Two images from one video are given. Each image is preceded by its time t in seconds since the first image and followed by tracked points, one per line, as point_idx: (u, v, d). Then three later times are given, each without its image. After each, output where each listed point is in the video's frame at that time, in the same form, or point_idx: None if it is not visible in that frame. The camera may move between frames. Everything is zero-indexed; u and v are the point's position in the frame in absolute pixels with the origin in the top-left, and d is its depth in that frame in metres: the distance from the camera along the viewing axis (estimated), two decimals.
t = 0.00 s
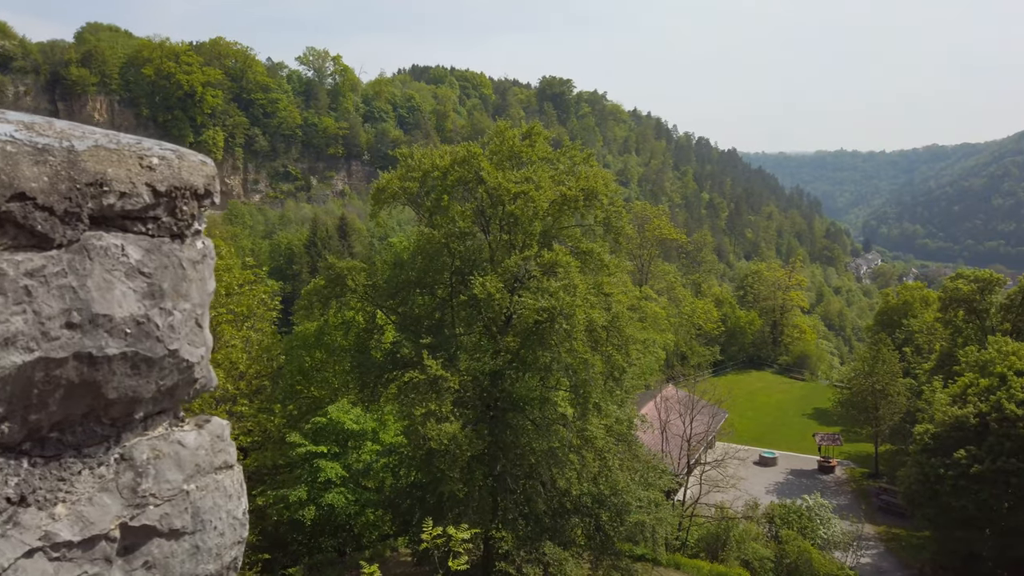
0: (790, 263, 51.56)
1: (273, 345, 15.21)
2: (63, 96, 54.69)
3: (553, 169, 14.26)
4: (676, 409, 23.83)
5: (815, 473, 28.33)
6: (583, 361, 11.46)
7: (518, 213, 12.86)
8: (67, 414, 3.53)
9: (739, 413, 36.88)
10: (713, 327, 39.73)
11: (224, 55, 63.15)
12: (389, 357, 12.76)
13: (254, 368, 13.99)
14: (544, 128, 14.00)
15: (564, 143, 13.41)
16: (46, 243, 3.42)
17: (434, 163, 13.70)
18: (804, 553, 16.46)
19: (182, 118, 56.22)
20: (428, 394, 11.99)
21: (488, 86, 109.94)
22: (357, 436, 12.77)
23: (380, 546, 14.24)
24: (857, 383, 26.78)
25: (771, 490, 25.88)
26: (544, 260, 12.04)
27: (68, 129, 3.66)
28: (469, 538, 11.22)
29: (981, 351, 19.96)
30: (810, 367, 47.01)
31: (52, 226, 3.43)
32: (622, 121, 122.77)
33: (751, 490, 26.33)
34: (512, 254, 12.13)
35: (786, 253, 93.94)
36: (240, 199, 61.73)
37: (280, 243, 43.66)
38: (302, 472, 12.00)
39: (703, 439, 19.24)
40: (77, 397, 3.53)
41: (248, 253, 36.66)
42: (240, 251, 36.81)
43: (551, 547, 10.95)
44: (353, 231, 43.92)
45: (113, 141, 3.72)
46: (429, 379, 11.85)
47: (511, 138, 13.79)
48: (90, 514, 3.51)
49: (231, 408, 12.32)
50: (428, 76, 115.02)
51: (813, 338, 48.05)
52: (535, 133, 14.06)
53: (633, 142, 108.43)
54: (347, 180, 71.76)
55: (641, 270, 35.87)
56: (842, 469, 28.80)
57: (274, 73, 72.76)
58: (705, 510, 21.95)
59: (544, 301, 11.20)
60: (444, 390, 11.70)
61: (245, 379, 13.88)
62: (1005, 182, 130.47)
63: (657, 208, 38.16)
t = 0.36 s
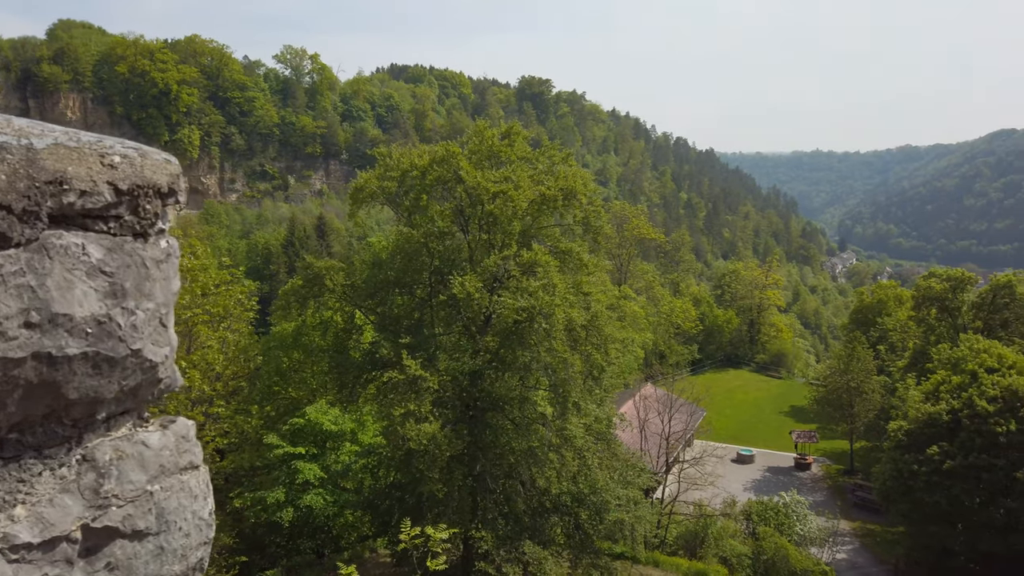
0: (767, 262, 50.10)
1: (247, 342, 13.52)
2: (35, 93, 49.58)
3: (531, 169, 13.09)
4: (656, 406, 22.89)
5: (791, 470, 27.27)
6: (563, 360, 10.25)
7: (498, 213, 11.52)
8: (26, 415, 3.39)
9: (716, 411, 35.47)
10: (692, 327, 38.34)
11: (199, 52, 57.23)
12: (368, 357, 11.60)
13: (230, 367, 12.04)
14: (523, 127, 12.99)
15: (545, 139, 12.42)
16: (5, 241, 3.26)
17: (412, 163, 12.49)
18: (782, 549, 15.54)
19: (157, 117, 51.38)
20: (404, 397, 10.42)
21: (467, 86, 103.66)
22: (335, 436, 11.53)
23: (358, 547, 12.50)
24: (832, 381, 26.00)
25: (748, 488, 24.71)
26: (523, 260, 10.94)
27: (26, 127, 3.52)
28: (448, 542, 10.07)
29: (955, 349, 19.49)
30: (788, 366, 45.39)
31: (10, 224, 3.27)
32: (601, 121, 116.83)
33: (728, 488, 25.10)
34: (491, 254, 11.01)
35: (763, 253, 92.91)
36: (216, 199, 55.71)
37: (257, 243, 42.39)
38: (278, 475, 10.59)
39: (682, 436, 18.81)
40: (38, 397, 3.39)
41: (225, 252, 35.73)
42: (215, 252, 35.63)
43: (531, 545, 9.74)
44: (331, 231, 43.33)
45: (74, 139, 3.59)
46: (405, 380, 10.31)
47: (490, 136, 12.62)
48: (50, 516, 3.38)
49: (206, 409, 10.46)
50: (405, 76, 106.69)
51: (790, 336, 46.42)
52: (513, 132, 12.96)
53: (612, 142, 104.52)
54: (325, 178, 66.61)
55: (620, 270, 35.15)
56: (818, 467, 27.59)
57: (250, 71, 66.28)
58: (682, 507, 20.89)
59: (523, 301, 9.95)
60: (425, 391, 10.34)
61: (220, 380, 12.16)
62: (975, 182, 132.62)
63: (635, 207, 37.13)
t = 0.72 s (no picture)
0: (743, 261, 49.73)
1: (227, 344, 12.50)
2: None
3: (508, 169, 13.06)
4: (632, 403, 22.53)
5: (766, 467, 26.13)
6: (541, 360, 10.22)
7: (475, 213, 11.49)
8: None
9: (692, 410, 34.46)
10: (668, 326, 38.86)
11: (173, 50, 52.80)
12: (345, 357, 11.46)
13: (206, 370, 11.41)
14: (500, 128, 13.06)
15: (522, 139, 12.40)
16: None
17: (389, 163, 12.35)
18: (757, 545, 14.57)
19: (129, 115, 47.23)
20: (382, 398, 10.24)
21: (445, 86, 99.77)
22: (311, 437, 11.07)
23: (336, 548, 12.17)
24: (806, 378, 25.03)
25: (725, 485, 23.73)
26: (501, 259, 10.91)
27: None
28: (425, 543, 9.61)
29: (926, 346, 18.61)
30: (764, 364, 45.00)
31: None
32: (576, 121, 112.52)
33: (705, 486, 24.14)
34: (468, 253, 10.97)
35: (738, 252, 92.68)
36: (190, 198, 53.13)
37: (232, 243, 41.70)
38: (254, 477, 10.18)
39: (659, 434, 18.53)
40: None
41: (196, 252, 35.03)
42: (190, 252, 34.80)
43: (510, 544, 9.53)
44: (307, 230, 43.01)
45: (28, 137, 3.52)
46: (383, 380, 10.18)
47: (467, 136, 12.57)
48: (4, 520, 3.28)
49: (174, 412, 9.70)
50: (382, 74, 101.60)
51: (766, 335, 45.71)
52: (491, 132, 13.01)
53: (589, 142, 102.45)
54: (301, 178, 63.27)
55: (598, 269, 35.10)
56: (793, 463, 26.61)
57: (225, 70, 62.03)
58: (662, 506, 20.30)
59: (501, 300, 9.87)
60: (402, 391, 10.19)
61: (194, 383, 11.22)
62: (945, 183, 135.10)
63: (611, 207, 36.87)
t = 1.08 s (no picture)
0: (720, 261, 49.87)
1: (203, 346, 11.67)
2: None
3: (487, 168, 13.03)
4: (611, 402, 22.31)
5: (744, 465, 25.96)
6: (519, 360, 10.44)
7: (454, 213, 11.46)
8: None
9: (669, 407, 34.67)
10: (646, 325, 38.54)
11: (146, 48, 53.09)
12: (322, 358, 11.52)
13: (180, 371, 10.50)
14: (478, 127, 13.05)
15: (500, 139, 12.39)
16: None
17: (367, 163, 12.31)
18: (734, 542, 14.76)
19: (102, 114, 46.10)
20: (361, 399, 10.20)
21: (424, 85, 97.72)
22: (289, 439, 10.87)
23: (315, 551, 12.22)
24: (783, 377, 25.04)
25: (703, 483, 23.63)
26: (480, 258, 10.89)
27: None
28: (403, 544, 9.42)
29: (899, 344, 18.65)
30: (741, 363, 45.27)
31: None
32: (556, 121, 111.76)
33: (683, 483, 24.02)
34: (447, 252, 10.95)
35: (715, 252, 93.16)
36: (165, 198, 52.25)
37: (208, 243, 41.17)
38: (230, 479, 9.96)
39: (637, 433, 18.38)
40: None
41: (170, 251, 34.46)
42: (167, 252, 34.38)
43: (488, 544, 9.37)
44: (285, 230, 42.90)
45: None
46: (362, 381, 10.12)
47: (445, 136, 12.53)
48: None
49: (153, 414, 9.58)
50: (362, 73, 99.90)
51: (742, 333, 45.92)
52: (469, 132, 12.99)
53: (568, 142, 102.22)
54: (279, 177, 62.21)
55: (577, 268, 34.91)
56: (770, 460, 26.60)
57: (200, 68, 60.91)
58: (641, 504, 20.25)
59: (480, 300, 9.84)
60: (380, 392, 10.13)
61: (167, 385, 10.30)
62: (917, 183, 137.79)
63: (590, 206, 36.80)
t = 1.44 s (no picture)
0: (700, 260, 50.06)
1: (182, 347, 11.53)
2: None
3: (467, 168, 13.02)
4: (592, 401, 22.21)
5: (723, 463, 26.05)
6: (501, 358, 10.31)
7: (434, 212, 11.39)
8: None
9: (650, 406, 34.74)
10: (627, 324, 38.52)
11: (122, 46, 52.28)
12: (301, 359, 11.47)
13: (158, 372, 10.36)
14: (459, 127, 13.07)
15: (481, 139, 12.39)
16: None
17: (347, 161, 12.22)
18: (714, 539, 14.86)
19: (77, 112, 44.90)
20: (341, 400, 10.18)
21: (404, 84, 96.73)
22: (268, 441, 10.77)
23: (293, 553, 11.98)
24: (762, 375, 25.15)
25: (684, 480, 23.65)
26: (460, 258, 10.88)
27: None
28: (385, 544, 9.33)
29: (875, 342, 18.81)
30: (720, 361, 45.60)
31: None
32: (537, 121, 111.38)
33: (663, 481, 24.07)
34: (427, 252, 10.90)
35: (694, 250, 93.82)
36: (142, 197, 51.41)
37: (185, 243, 40.67)
38: (208, 481, 9.83)
39: (618, 432, 18.32)
40: None
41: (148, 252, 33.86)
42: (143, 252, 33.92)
43: (470, 543, 9.35)
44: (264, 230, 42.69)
45: None
46: (342, 381, 10.08)
47: (426, 135, 12.48)
48: None
49: (129, 416, 9.48)
50: (341, 72, 98.53)
51: (722, 332, 46.19)
52: (450, 131, 13.01)
53: (548, 141, 101.64)
54: (258, 176, 61.48)
55: (559, 268, 34.80)
56: (749, 457, 26.71)
57: (176, 66, 59.91)
58: (621, 502, 20.17)
59: (461, 300, 9.80)
60: (360, 393, 10.09)
61: (144, 386, 10.15)
62: (893, 183, 140.15)
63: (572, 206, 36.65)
